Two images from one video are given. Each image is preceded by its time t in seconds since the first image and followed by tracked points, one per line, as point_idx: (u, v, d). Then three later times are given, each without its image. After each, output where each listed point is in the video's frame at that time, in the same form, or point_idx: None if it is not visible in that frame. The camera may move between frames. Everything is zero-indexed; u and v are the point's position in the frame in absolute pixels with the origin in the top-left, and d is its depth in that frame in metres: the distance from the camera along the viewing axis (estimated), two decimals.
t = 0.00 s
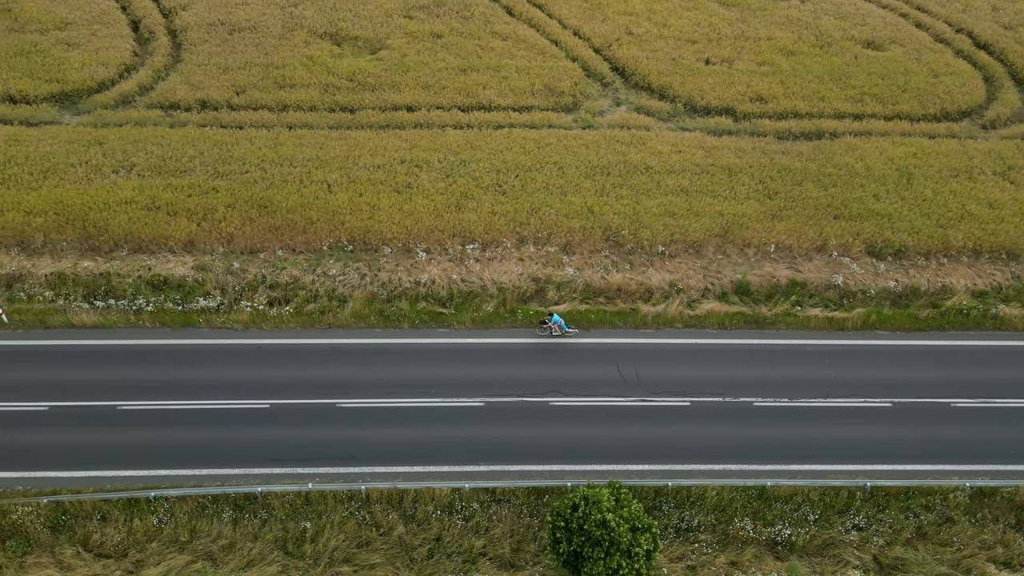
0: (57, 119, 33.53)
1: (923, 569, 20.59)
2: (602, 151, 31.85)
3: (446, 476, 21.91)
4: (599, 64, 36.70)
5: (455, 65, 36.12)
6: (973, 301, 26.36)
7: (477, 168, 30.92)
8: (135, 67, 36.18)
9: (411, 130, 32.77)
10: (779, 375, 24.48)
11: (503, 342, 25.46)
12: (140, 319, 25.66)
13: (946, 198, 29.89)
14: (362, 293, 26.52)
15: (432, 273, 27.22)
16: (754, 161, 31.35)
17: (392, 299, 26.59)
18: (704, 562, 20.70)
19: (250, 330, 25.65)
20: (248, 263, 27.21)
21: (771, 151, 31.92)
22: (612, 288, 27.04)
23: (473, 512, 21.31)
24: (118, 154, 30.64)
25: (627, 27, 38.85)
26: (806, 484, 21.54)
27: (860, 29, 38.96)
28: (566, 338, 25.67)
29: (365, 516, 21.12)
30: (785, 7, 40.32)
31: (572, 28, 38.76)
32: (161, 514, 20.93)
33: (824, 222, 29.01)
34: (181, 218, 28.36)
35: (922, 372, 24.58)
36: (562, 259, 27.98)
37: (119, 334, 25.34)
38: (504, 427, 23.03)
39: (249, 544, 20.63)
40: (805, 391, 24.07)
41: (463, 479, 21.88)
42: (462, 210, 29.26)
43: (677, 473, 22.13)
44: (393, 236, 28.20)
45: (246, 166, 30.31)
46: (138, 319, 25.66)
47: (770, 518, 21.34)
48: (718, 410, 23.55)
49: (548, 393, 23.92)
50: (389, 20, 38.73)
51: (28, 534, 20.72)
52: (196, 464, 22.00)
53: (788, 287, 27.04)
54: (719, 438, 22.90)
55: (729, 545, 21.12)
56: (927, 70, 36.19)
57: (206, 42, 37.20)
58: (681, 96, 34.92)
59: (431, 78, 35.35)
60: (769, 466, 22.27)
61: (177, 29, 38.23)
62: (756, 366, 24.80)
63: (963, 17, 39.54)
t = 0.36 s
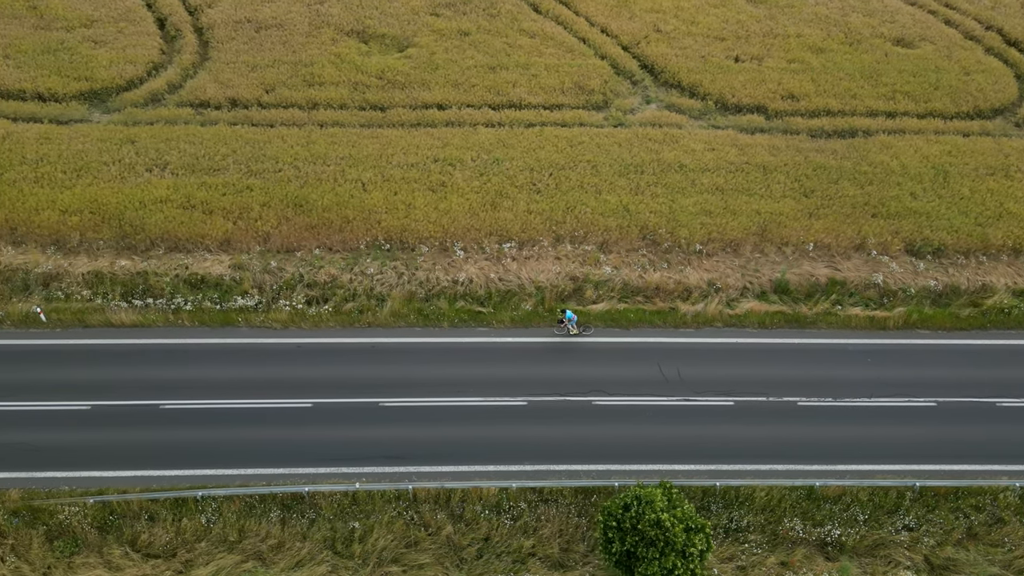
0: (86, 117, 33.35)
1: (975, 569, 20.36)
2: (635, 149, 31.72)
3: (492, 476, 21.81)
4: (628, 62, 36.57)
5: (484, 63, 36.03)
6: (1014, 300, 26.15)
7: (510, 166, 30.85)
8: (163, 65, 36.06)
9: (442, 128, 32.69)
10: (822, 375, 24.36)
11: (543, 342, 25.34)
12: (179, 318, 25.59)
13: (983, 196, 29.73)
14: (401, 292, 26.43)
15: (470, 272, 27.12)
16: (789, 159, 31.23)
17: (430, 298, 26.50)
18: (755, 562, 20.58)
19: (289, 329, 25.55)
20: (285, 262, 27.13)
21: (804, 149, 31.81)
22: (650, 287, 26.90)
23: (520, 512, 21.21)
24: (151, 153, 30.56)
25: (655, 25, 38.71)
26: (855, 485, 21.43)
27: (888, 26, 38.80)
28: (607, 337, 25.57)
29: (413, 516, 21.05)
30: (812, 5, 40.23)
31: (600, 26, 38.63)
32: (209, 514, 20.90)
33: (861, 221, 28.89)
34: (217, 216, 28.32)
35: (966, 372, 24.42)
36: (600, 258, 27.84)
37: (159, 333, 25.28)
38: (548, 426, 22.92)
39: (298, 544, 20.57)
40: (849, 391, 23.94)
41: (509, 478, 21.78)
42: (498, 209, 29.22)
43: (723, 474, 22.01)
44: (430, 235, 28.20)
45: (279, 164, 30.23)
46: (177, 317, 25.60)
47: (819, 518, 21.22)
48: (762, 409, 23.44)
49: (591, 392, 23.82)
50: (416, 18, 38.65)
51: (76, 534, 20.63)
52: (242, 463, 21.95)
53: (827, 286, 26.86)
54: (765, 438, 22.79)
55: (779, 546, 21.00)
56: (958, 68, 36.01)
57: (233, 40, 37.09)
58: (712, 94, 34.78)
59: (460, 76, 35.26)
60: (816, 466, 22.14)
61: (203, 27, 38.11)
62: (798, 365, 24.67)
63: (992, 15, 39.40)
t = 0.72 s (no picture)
0: (119, 115, 33.24)
1: None
2: (672, 147, 31.62)
3: (543, 475, 21.70)
4: (660, 59, 36.41)
5: (516, 60, 35.92)
6: None
7: (548, 164, 30.77)
8: (194, 63, 35.95)
9: (477, 126, 32.62)
10: (870, 375, 24.22)
11: (588, 341, 25.19)
12: (222, 317, 25.46)
13: None
14: (443, 291, 26.34)
15: (511, 270, 27.00)
16: (827, 156, 31.12)
17: (473, 297, 26.38)
18: (811, 563, 20.44)
19: (333, 327, 25.46)
20: (327, 261, 27.07)
21: (842, 147, 31.70)
22: (693, 285, 26.73)
23: (573, 511, 21.09)
24: (187, 151, 30.57)
25: (686, 22, 38.57)
26: (909, 484, 21.28)
27: (921, 23, 38.63)
28: (651, 336, 25.45)
29: (466, 516, 20.98)
30: (842, 2, 40.15)
31: (630, 23, 38.48)
32: (263, 514, 20.83)
33: (903, 219, 28.77)
34: (257, 215, 28.36)
35: (1015, 371, 24.22)
36: (641, 257, 27.70)
37: (202, 332, 25.18)
38: (597, 426, 22.80)
39: (352, 544, 20.51)
40: (898, 391, 23.79)
41: (561, 478, 21.67)
42: (538, 207, 29.19)
43: (776, 474, 21.85)
44: (471, 234, 28.17)
45: (317, 163, 30.32)
46: (219, 316, 25.46)
47: (873, 518, 21.09)
48: (812, 409, 23.30)
49: (638, 391, 23.71)
50: (446, 16, 38.55)
51: (129, 534, 20.53)
52: (292, 463, 21.87)
53: (871, 285, 26.68)
54: (816, 437, 22.65)
55: (834, 546, 20.87)
56: (993, 65, 35.81)
57: (263, 38, 36.99)
58: (746, 91, 34.58)
59: (493, 74, 35.14)
60: (869, 466, 22.00)
61: (233, 24, 38.00)
62: (846, 365, 24.53)
63: None
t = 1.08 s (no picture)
0: (152, 113, 33.11)
1: None
2: (710, 145, 31.51)
3: (595, 475, 21.60)
4: (693, 57, 36.23)
5: (549, 58, 35.78)
6: None
7: (586, 162, 30.68)
8: (225, 61, 35.82)
9: (513, 124, 32.53)
10: (919, 375, 24.07)
11: (633, 340, 25.06)
12: (265, 316, 25.36)
13: None
14: (486, 290, 26.24)
15: (553, 269, 26.88)
16: (866, 155, 31.04)
17: (515, 296, 26.26)
18: (868, 564, 20.29)
19: (377, 327, 25.37)
20: (368, 260, 26.99)
21: (881, 145, 31.62)
22: (736, 285, 26.58)
23: (627, 512, 20.99)
24: (224, 149, 30.51)
25: (717, 20, 38.41)
26: (965, 485, 21.16)
27: (953, 20, 38.47)
28: (696, 336, 25.33)
29: (520, 516, 20.89)
30: None
31: (661, 21, 38.33)
32: (316, 514, 20.76)
33: (945, 218, 28.62)
34: (297, 214, 28.30)
35: None
36: (683, 256, 27.54)
37: (246, 332, 25.08)
38: (647, 426, 22.70)
39: (406, 544, 20.43)
40: (947, 391, 23.64)
41: (613, 478, 21.58)
42: (577, 206, 29.10)
43: (828, 474, 21.73)
44: (512, 233, 28.11)
45: (354, 161, 30.27)
46: (263, 316, 25.37)
47: (929, 519, 20.95)
48: (861, 409, 23.18)
49: (686, 391, 23.60)
50: (476, 14, 38.43)
51: (183, 534, 20.46)
52: (342, 463, 21.79)
53: (916, 284, 26.51)
54: (867, 438, 22.54)
55: (890, 547, 20.71)
56: None
57: (293, 36, 36.87)
58: (781, 89, 34.37)
59: (526, 72, 34.99)
60: (922, 467, 21.89)
61: (262, 22, 37.89)
62: (893, 365, 24.38)
63: None
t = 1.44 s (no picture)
0: (185, 111, 33.00)
1: None
2: (748, 143, 31.45)
3: (648, 476, 21.50)
4: (726, 54, 36.04)
5: (581, 56, 35.63)
6: None
7: (624, 161, 30.63)
8: (256, 59, 35.71)
9: (549, 123, 32.46)
10: (968, 375, 23.88)
11: (679, 340, 24.91)
12: (309, 315, 25.24)
13: None
14: (528, 289, 26.11)
15: (595, 268, 26.72)
16: (905, 153, 30.94)
17: (558, 295, 26.12)
18: (926, 565, 20.07)
19: (421, 326, 25.26)
20: (410, 259, 26.91)
21: (919, 143, 31.50)
22: (780, 283, 26.40)
23: (682, 512, 20.90)
24: (261, 148, 30.54)
25: (748, 17, 38.25)
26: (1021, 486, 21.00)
27: (986, 18, 38.29)
28: (742, 335, 25.18)
29: (574, 516, 20.78)
30: None
31: (692, 18, 38.17)
32: (370, 514, 20.67)
33: (987, 217, 28.43)
34: (338, 212, 28.32)
35: None
36: (725, 255, 27.40)
37: (290, 331, 24.97)
38: (698, 426, 22.60)
39: (461, 545, 20.32)
40: (997, 391, 23.46)
41: (666, 479, 21.47)
42: (618, 204, 29.05)
43: (882, 474, 21.58)
44: (553, 232, 28.05)
45: (392, 160, 30.30)
46: (307, 315, 25.26)
47: (985, 520, 20.75)
48: (912, 409, 23.03)
49: (734, 391, 23.48)
50: (506, 11, 38.32)
51: (237, 534, 20.35)
52: (393, 463, 21.71)
53: (961, 283, 26.29)
54: (919, 438, 22.40)
55: (947, 549, 20.46)
56: None
57: (324, 33, 36.76)
58: (816, 86, 34.18)
59: (559, 69, 34.84)
60: (975, 467, 21.74)
61: (292, 20, 37.77)
62: (942, 365, 24.20)
63: None
